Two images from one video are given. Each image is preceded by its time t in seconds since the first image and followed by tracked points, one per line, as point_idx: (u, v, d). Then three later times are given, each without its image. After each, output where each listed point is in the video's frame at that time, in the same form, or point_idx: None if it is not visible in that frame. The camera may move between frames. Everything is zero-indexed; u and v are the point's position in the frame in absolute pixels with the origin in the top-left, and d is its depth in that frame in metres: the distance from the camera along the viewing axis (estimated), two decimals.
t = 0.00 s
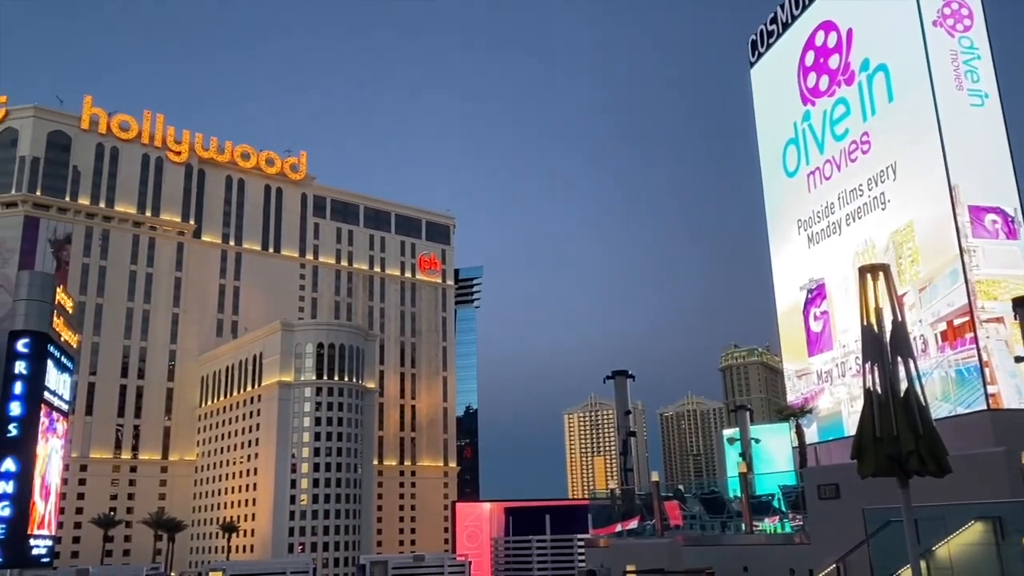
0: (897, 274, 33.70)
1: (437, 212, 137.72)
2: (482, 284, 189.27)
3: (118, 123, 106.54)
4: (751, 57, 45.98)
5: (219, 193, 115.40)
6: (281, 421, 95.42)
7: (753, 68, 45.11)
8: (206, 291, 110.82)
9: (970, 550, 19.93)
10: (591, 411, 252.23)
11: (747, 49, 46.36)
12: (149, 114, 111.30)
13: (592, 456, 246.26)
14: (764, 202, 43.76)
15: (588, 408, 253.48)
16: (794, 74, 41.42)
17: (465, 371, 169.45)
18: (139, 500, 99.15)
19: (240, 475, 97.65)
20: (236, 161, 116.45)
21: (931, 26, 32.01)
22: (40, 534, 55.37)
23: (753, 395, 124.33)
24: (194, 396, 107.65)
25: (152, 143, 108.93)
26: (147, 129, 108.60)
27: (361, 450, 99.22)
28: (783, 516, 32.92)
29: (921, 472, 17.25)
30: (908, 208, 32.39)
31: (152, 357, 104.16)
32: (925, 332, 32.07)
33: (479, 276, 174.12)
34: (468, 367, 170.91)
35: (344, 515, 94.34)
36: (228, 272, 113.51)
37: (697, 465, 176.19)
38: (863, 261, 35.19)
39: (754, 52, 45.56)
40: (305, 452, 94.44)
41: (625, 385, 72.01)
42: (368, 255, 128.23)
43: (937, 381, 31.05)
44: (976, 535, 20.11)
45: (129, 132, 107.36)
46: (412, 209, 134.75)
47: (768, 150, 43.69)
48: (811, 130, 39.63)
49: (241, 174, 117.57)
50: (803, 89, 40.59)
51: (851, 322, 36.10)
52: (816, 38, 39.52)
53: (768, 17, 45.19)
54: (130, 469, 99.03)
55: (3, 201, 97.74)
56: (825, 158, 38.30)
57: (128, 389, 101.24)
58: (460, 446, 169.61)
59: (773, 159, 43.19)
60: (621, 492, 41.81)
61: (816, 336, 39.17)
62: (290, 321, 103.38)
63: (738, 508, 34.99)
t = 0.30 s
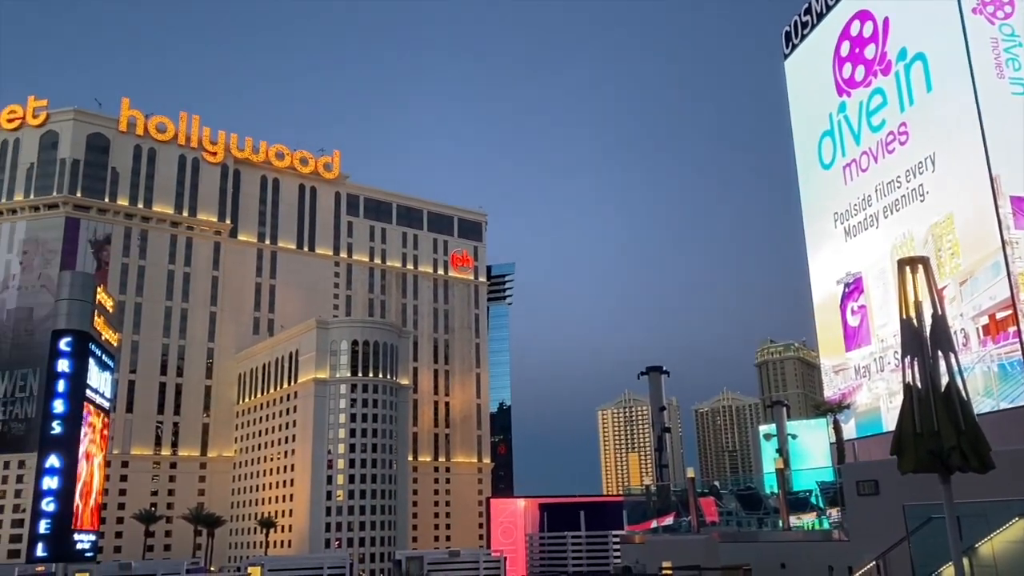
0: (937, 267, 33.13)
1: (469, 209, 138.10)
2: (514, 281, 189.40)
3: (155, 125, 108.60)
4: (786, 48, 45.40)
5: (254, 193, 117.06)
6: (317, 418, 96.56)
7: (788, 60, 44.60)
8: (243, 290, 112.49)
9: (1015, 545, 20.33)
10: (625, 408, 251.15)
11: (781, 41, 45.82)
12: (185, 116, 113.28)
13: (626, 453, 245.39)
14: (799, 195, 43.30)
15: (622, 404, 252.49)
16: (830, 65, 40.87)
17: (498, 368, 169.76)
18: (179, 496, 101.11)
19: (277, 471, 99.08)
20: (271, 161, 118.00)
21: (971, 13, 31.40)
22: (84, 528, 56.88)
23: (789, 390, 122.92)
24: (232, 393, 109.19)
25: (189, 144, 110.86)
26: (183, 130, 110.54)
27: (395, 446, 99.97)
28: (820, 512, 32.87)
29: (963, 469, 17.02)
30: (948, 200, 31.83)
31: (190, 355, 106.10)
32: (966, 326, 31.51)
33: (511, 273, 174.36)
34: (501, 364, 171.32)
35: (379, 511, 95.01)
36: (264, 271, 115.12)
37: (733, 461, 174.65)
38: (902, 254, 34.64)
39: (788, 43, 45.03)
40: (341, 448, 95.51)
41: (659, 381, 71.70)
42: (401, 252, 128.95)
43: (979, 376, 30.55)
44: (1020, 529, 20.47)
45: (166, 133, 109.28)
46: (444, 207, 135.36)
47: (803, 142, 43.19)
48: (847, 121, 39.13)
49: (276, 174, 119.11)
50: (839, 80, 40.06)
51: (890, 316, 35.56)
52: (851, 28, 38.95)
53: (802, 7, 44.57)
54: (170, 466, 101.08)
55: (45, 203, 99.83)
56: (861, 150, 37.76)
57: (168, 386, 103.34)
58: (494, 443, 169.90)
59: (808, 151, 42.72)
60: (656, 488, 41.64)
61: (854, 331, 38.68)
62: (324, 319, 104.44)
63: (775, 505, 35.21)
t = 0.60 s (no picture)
0: (979, 259, 32.27)
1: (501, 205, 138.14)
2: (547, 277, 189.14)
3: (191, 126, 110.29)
4: (820, 39, 44.48)
5: (290, 192, 118.38)
6: (353, 414, 97.31)
7: (823, 51, 43.65)
8: (279, 288, 113.87)
9: None
10: (660, 404, 249.49)
11: (816, 32, 44.85)
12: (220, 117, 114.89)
13: (662, 449, 243.87)
14: (835, 187, 42.47)
15: (657, 400, 250.90)
16: (866, 55, 39.99)
17: (532, 364, 169.62)
18: (218, 492, 102.80)
19: (314, 467, 100.19)
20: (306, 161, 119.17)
21: None
22: (127, 523, 58.10)
23: (827, 385, 120.86)
24: (269, 390, 110.53)
25: (225, 145, 112.50)
26: (219, 131, 112.09)
27: (430, 442, 100.47)
28: (860, 509, 31.97)
29: (1008, 465, 16.58)
30: (990, 190, 30.97)
31: (228, 353, 107.70)
32: (1010, 319, 30.69)
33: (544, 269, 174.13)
34: (535, 360, 171.17)
35: (415, 507, 95.68)
36: (300, 269, 116.34)
37: (770, 457, 172.40)
38: (942, 246, 33.79)
39: (824, 34, 44.02)
40: (377, 444, 96.32)
41: (695, 377, 71.05)
42: (435, 250, 129.42)
43: None
44: None
45: (202, 134, 110.93)
46: (477, 204, 135.56)
47: (839, 133, 42.34)
48: (884, 112, 38.27)
49: (310, 173, 120.22)
50: (875, 70, 39.20)
51: (930, 310, 34.73)
52: (888, 16, 38.07)
53: None
54: (210, 462, 102.78)
55: (85, 204, 101.69)
56: (900, 141, 36.90)
57: (207, 384, 105.06)
58: (528, 439, 169.62)
59: (844, 143, 41.88)
60: (693, 484, 41.19)
61: (893, 325, 37.88)
62: (359, 317, 105.21)
63: (814, 501, 34.46)
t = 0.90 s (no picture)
0: None
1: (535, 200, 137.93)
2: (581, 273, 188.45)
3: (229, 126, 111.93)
4: (858, 27, 43.57)
5: (325, 191, 119.57)
6: (390, 410, 97.97)
7: (861, 39, 42.69)
8: (316, 286, 115.13)
9: None
10: (697, 399, 247.23)
11: (854, 20, 43.90)
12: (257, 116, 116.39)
13: (700, 445, 241.73)
14: (874, 178, 41.54)
15: (694, 396, 248.70)
16: (906, 42, 39.07)
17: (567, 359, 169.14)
18: (259, 487, 104.38)
19: (352, 463, 101.15)
20: (340, 159, 120.27)
21: None
22: (171, 518, 59.31)
23: (868, 378, 118.53)
24: (307, 386, 111.70)
25: (261, 144, 114.00)
26: (256, 130, 113.64)
27: (466, 438, 100.82)
28: (903, 503, 31.24)
29: None
30: None
31: (267, 350, 109.26)
32: None
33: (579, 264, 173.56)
34: (570, 355, 170.59)
35: (452, 502, 96.25)
36: (336, 266, 117.43)
37: (810, 452, 169.80)
38: (986, 237, 32.86)
39: (861, 22, 43.05)
40: (413, 439, 96.98)
41: (733, 371, 70.29)
42: (469, 246, 129.66)
43: None
44: None
45: (239, 134, 112.55)
46: (510, 199, 135.50)
47: (877, 123, 41.43)
48: (925, 100, 37.37)
49: (345, 171, 121.29)
50: (915, 58, 38.31)
51: (974, 301, 33.89)
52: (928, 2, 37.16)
53: None
54: (250, 457, 104.41)
55: (126, 205, 103.68)
56: (940, 129, 35.99)
57: (246, 380, 106.71)
58: (565, 435, 168.51)
59: (883, 133, 40.98)
60: (732, 479, 40.93)
61: (934, 317, 37.00)
62: (395, 313, 105.85)
63: (854, 495, 33.67)
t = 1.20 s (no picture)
0: None
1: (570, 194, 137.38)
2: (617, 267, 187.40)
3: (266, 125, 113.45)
4: (899, 13, 42.56)
5: (362, 188, 120.59)
6: (428, 405, 98.49)
7: (901, 26, 41.63)
8: (353, 282, 116.29)
9: None
10: (737, 393, 244.41)
11: (894, 6, 42.88)
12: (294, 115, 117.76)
13: (739, 439, 239.03)
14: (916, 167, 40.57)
15: (733, 390, 245.88)
16: (948, 27, 38.06)
17: (604, 354, 168.38)
18: (300, 481, 105.81)
19: (391, 457, 101.96)
20: (376, 157, 121.23)
21: None
22: (214, 513, 60.47)
23: (911, 371, 115.95)
24: (346, 381, 112.73)
25: (298, 143, 115.36)
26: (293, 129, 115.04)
27: (504, 432, 101.04)
28: (949, 498, 30.58)
29: None
30: None
31: (306, 346, 110.72)
32: None
33: (614, 258, 172.67)
34: (607, 350, 169.73)
35: (490, 496, 96.57)
36: (373, 263, 118.44)
37: (852, 446, 166.95)
38: None
39: (902, 8, 42.05)
40: (451, 434, 97.49)
41: (773, 364, 69.32)
42: (504, 241, 129.64)
43: None
44: None
45: (276, 133, 114.06)
46: (545, 194, 135.13)
47: (919, 111, 40.44)
48: (968, 86, 36.37)
49: (381, 168, 122.19)
50: (958, 43, 37.31)
51: (1021, 292, 32.93)
52: None
53: None
54: (291, 452, 105.90)
55: (167, 205, 105.64)
56: (984, 116, 35.00)
57: (286, 376, 108.23)
58: (602, 429, 167.57)
59: (925, 121, 39.99)
60: (773, 473, 40.44)
61: (980, 308, 36.06)
62: (432, 309, 106.31)
63: (899, 490, 33.21)
